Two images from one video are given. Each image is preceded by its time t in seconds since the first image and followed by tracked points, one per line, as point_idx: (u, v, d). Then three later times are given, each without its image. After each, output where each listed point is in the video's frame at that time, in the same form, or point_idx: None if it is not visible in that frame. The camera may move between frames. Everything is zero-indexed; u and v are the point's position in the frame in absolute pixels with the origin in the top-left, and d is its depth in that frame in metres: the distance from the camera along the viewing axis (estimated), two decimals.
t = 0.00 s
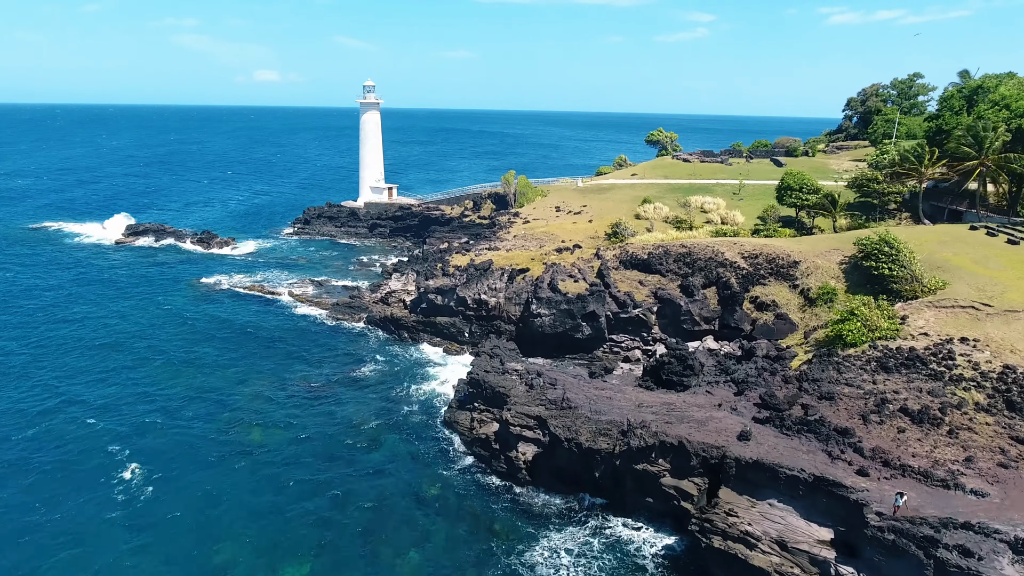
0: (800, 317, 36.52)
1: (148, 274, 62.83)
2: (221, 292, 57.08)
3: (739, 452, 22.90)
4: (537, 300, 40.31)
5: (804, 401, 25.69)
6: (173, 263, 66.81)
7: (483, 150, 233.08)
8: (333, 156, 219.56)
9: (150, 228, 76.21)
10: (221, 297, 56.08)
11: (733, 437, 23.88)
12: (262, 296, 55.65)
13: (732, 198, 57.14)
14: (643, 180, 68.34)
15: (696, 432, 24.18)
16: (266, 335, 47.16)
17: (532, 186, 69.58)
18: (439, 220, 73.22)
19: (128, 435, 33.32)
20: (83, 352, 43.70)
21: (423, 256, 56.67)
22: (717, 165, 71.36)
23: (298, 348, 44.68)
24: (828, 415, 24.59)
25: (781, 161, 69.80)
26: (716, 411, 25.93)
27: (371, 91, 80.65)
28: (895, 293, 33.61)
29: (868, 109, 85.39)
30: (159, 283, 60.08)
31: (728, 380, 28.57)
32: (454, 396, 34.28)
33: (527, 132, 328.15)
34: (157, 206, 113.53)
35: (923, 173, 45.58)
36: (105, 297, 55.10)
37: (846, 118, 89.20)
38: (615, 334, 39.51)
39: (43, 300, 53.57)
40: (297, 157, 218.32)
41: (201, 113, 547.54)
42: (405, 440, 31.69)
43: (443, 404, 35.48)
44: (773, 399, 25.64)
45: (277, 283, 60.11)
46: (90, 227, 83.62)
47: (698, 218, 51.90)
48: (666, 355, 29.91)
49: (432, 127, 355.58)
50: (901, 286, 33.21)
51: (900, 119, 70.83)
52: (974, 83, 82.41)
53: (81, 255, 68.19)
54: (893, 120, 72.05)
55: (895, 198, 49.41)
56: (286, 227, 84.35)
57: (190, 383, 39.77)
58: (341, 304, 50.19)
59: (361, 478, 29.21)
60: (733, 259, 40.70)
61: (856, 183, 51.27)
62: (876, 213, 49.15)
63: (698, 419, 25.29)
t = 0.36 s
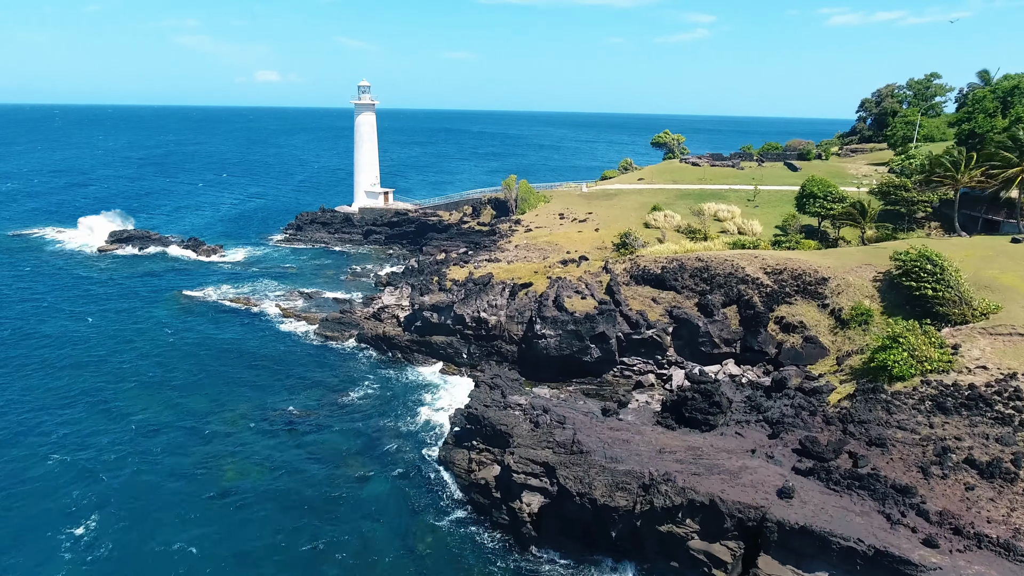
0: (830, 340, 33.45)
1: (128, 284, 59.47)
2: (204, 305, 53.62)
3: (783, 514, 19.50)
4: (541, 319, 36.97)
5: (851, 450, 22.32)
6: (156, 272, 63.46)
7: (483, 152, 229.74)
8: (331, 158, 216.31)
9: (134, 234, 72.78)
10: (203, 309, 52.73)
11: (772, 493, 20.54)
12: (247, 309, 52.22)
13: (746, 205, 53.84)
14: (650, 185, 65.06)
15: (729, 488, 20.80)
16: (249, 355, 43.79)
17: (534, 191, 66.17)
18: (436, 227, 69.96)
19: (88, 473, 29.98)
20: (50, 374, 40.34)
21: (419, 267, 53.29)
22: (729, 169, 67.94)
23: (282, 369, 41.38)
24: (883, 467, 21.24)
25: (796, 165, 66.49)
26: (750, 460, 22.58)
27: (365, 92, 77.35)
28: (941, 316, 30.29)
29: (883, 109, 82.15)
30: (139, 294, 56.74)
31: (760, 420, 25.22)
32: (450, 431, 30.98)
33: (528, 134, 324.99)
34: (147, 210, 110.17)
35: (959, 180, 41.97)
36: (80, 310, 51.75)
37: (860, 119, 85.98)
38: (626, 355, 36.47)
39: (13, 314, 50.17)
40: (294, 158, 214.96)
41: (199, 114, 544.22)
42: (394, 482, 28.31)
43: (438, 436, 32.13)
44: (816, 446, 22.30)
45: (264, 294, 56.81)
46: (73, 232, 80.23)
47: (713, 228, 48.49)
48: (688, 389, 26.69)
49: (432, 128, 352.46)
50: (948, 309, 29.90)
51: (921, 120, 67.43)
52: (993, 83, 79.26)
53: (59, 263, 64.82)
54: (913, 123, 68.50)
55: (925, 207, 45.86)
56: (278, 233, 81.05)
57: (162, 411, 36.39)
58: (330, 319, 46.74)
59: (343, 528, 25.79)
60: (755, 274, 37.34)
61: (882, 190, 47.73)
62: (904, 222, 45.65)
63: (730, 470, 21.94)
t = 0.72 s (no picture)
0: (867, 368, 30.17)
1: (107, 294, 56.11)
2: (186, 318, 50.33)
3: None
4: (547, 341, 33.53)
5: (914, 514, 18.97)
6: (139, 282, 60.12)
7: (484, 152, 226.80)
8: (329, 159, 213.25)
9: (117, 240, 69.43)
10: (185, 324, 49.39)
11: (828, 572, 17.19)
12: (231, 324, 48.91)
13: (763, 213, 50.51)
14: (659, 191, 61.72)
15: (775, 564, 17.47)
16: (230, 378, 40.56)
17: (537, 197, 62.83)
18: (434, 235, 66.74)
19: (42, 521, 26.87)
20: (12, 399, 37.13)
21: (416, 280, 49.94)
22: (742, 174, 64.57)
23: (265, 395, 38.08)
24: (957, 539, 17.88)
25: (812, 169, 63.15)
26: (797, 525, 19.19)
27: (361, 92, 74.06)
28: (998, 345, 27.11)
29: (899, 111, 78.95)
30: (118, 306, 53.37)
31: (802, 471, 21.90)
32: (445, 473, 27.47)
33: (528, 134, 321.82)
34: (137, 213, 106.76)
35: (1003, 189, 38.19)
36: (53, 326, 48.41)
37: (875, 120, 82.74)
38: (640, 382, 33.35)
39: None
40: (292, 159, 211.80)
41: (199, 115, 541.38)
42: (382, 534, 24.99)
43: (433, 477, 28.81)
44: (874, 509, 18.97)
45: (250, 306, 53.47)
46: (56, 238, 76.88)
47: (731, 238, 45.13)
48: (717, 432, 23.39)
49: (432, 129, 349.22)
50: (1005, 338, 26.63)
51: (944, 122, 64.02)
52: (1015, 83, 76.07)
53: (37, 272, 61.50)
54: (936, 124, 64.76)
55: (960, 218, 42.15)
56: (269, 239, 77.78)
57: (131, 444, 33.12)
58: (318, 336, 43.36)
59: None
60: (781, 291, 33.93)
61: (913, 197, 43.94)
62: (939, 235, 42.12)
63: (776, 538, 18.56)
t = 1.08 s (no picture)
0: (914, 402, 26.94)
1: (84, 306, 52.86)
2: (165, 332, 47.06)
3: None
4: (553, 368, 30.19)
5: None
6: (121, 292, 57.02)
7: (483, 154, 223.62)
8: (327, 160, 210.16)
9: (99, 247, 66.18)
10: (163, 339, 46.11)
11: None
12: (212, 339, 45.61)
13: (782, 222, 47.31)
14: (669, 197, 58.51)
15: None
16: (208, 403, 37.37)
17: (540, 203, 59.57)
18: (432, 244, 63.66)
19: None
20: None
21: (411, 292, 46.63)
22: (756, 178, 61.29)
23: (245, 424, 34.92)
24: None
25: (831, 173, 59.83)
26: None
27: (355, 92, 70.96)
28: None
29: (916, 112, 75.88)
30: (94, 319, 50.10)
31: (859, 538, 18.94)
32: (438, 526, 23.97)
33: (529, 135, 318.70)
34: (127, 217, 103.67)
35: None
36: (21, 342, 45.15)
37: (891, 122, 79.56)
38: (657, 413, 30.09)
39: None
40: (289, 160, 208.79)
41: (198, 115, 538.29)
42: None
43: (427, 526, 25.65)
44: None
45: (235, 319, 50.24)
46: (36, 243, 73.58)
47: (750, 249, 41.87)
48: (755, 487, 20.25)
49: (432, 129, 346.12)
50: None
51: (969, 124, 60.92)
52: None
53: (11, 281, 58.19)
54: (962, 127, 61.35)
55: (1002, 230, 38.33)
56: (260, 246, 74.58)
57: (95, 481, 30.04)
58: (304, 354, 40.09)
59: None
60: (814, 313, 30.61)
61: (947, 205, 40.16)
62: (977, 246, 38.33)
63: None
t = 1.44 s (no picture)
0: (972, 444, 23.82)
1: (58, 320, 49.70)
2: (141, 350, 43.87)
3: None
4: (561, 401, 26.91)
5: None
6: (100, 303, 53.90)
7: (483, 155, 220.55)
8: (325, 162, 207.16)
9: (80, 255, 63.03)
10: (138, 358, 42.91)
11: None
12: (191, 357, 42.38)
13: (804, 232, 44.14)
14: (679, 203, 55.30)
15: None
16: (182, 432, 34.18)
17: (543, 209, 56.28)
18: (429, 252, 60.51)
19: None
20: None
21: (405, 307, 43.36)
22: (771, 184, 58.05)
23: (220, 458, 31.71)
24: None
25: (851, 178, 56.56)
26: None
27: (348, 92, 67.76)
28: None
29: (935, 113, 72.71)
30: (66, 335, 46.93)
31: None
32: None
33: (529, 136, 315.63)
34: (117, 222, 100.51)
35: None
36: None
37: (909, 123, 76.36)
38: (677, 451, 26.84)
39: None
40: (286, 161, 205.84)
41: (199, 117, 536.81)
42: None
43: None
44: None
45: (218, 335, 47.08)
46: (16, 250, 70.41)
47: (773, 262, 38.61)
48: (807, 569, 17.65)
49: (432, 129, 342.84)
50: None
51: (996, 126, 57.75)
52: None
53: None
54: (989, 129, 58.10)
55: None
56: (250, 253, 71.42)
57: (49, 525, 26.91)
58: (288, 376, 36.84)
59: None
60: (852, 338, 27.38)
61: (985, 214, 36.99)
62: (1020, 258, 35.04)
63: None
